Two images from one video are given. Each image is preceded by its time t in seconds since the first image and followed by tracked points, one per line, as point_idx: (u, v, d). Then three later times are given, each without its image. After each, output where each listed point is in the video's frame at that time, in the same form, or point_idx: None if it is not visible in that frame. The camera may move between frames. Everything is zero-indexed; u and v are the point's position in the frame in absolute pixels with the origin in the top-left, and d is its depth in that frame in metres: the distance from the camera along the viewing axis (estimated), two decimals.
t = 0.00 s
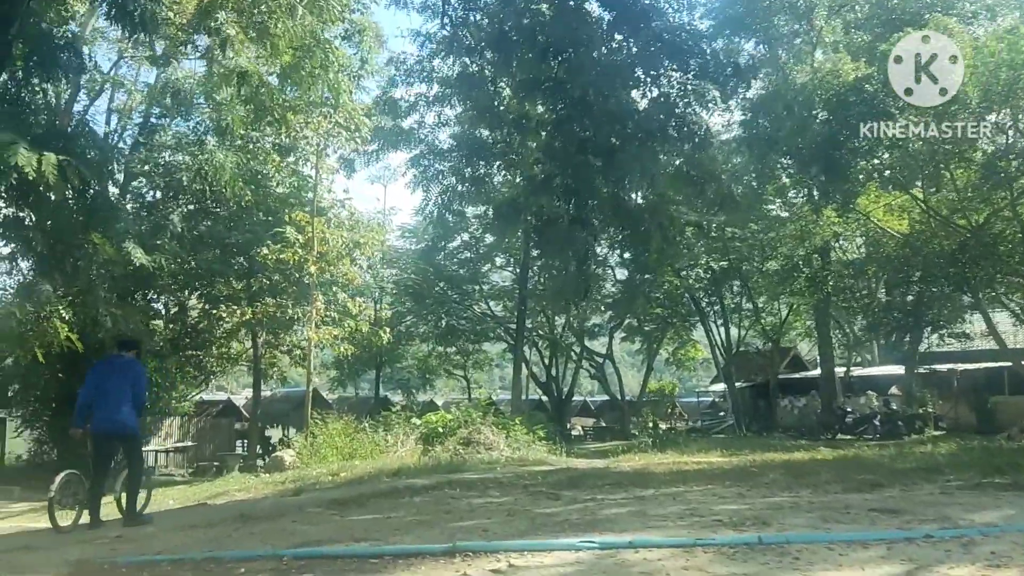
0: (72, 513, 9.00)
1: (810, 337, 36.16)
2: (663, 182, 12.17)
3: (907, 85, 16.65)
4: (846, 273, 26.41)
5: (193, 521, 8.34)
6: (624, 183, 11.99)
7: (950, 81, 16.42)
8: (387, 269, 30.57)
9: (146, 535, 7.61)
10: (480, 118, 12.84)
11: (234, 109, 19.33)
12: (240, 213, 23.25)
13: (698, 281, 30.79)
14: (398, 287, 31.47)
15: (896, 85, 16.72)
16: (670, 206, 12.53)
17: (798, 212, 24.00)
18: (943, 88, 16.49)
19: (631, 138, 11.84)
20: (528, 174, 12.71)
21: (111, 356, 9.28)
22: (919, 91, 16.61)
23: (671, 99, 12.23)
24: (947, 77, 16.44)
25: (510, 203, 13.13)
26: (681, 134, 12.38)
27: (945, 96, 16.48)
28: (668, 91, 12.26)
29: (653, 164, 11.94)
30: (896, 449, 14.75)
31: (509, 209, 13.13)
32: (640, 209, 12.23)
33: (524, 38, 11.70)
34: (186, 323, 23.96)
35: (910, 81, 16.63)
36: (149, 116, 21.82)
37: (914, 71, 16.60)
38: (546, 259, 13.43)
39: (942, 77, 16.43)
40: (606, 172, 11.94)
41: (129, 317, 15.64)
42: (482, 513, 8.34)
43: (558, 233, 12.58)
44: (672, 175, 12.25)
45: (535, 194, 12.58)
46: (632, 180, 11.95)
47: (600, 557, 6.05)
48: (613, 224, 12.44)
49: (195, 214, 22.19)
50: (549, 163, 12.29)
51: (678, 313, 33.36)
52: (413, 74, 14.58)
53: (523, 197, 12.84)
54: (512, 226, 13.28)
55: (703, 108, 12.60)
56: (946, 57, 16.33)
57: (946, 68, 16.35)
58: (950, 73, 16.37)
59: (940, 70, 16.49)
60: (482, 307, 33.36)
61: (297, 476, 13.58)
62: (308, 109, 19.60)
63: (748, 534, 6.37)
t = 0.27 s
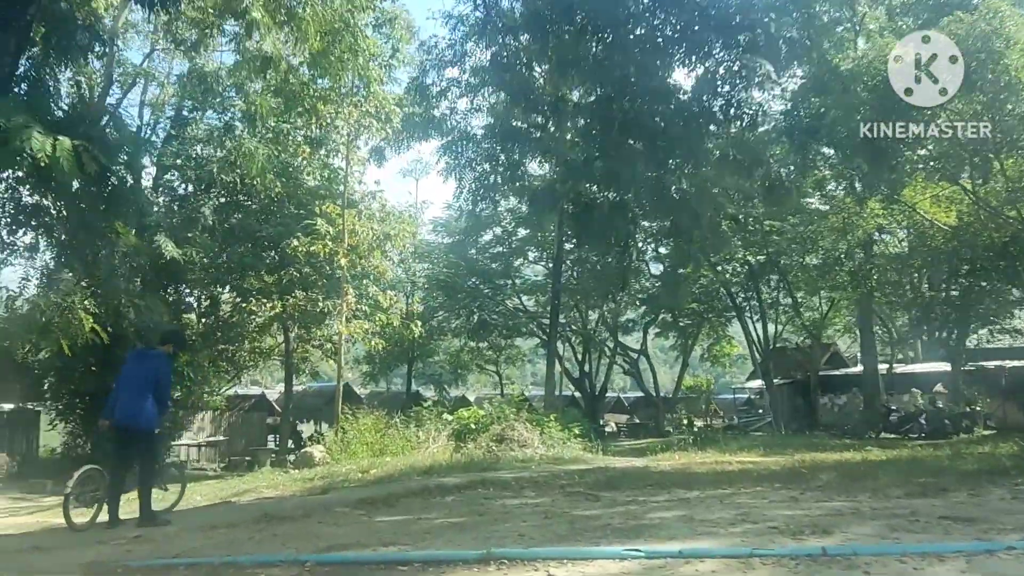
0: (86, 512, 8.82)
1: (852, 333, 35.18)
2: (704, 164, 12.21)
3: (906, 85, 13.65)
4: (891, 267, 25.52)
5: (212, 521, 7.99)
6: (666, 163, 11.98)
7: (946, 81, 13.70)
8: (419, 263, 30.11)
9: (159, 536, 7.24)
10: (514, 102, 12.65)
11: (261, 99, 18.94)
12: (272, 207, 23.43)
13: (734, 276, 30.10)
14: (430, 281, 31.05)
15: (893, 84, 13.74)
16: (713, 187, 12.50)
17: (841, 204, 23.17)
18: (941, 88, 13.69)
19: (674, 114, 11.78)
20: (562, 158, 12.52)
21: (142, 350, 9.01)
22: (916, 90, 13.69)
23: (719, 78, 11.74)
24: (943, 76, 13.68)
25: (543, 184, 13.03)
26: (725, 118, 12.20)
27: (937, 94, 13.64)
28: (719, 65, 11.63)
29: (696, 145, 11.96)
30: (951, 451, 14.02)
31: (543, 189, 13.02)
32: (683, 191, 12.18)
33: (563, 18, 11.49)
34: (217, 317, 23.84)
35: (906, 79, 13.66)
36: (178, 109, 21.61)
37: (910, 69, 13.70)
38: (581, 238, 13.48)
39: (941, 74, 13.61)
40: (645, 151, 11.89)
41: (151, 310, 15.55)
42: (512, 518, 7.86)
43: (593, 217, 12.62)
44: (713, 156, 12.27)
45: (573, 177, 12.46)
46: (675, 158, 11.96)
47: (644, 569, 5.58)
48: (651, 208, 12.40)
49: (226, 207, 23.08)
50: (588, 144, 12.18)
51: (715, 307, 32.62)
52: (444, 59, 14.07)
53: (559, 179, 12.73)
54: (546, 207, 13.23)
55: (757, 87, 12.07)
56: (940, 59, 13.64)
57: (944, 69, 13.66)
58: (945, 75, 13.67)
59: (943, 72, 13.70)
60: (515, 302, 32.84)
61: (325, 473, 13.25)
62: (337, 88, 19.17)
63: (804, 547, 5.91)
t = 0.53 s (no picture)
0: (81, 502, 9.58)
1: (888, 328, 34.31)
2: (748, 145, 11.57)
3: (908, 85, 11.91)
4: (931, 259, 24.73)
5: (229, 518, 7.63)
6: (708, 146, 11.31)
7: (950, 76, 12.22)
8: (445, 257, 29.74)
9: (172, 533, 6.89)
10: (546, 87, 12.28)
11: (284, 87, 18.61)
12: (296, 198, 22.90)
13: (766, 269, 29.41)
14: (456, 275, 30.65)
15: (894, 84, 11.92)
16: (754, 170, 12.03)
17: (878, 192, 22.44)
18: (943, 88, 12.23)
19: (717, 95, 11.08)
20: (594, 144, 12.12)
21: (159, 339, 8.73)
22: (916, 92, 12.06)
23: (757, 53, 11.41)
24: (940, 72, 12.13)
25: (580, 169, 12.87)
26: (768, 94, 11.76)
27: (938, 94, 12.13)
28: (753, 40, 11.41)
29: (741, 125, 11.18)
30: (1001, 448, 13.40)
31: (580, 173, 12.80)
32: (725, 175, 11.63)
33: None
34: (242, 311, 23.34)
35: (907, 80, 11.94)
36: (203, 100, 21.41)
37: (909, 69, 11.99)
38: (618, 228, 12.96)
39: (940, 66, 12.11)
40: (685, 136, 11.19)
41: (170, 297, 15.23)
42: (544, 518, 7.43)
43: (628, 203, 12.12)
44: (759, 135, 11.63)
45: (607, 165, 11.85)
46: (719, 140, 11.25)
47: None
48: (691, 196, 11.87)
49: (249, 200, 22.33)
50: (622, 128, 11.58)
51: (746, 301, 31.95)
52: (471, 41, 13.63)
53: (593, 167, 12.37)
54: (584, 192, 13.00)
55: (801, 59, 11.35)
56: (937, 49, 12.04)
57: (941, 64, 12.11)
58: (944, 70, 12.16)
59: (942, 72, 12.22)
60: (543, 296, 32.36)
61: (348, 469, 12.88)
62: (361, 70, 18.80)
63: (862, 554, 5.47)
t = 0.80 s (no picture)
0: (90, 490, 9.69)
1: (920, 321, 33.57)
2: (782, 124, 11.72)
3: (908, 86, 11.26)
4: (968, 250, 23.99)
5: (242, 515, 7.32)
6: (746, 124, 11.37)
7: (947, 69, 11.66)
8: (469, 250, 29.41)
9: (183, 532, 6.57)
10: (571, 66, 11.88)
11: (304, 75, 18.24)
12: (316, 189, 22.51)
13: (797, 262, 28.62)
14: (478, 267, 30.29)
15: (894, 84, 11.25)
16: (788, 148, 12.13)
17: (914, 180, 21.74)
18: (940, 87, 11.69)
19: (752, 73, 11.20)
20: (626, 124, 11.70)
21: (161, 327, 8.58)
22: (918, 93, 11.43)
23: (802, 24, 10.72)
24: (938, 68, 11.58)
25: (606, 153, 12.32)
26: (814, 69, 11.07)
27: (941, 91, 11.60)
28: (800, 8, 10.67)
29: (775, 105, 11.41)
30: None
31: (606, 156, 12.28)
32: (763, 154, 11.67)
33: None
34: (264, 304, 22.95)
35: (909, 81, 11.29)
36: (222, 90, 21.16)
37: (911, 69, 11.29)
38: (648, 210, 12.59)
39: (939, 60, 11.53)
40: (719, 115, 11.30)
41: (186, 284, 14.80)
42: (572, 515, 7.05)
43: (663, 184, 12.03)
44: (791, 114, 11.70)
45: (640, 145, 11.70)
46: (756, 118, 11.35)
47: None
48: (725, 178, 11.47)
49: (271, 191, 21.98)
50: (655, 108, 11.51)
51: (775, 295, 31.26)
52: (494, 23, 13.10)
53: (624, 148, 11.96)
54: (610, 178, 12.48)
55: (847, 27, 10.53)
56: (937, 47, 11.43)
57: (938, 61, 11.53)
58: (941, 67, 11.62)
59: (940, 71, 11.67)
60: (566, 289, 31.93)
61: (369, 463, 12.56)
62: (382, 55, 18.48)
63: (921, 559, 5.10)
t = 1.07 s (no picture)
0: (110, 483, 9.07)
1: (951, 315, 32.81)
2: (823, 109, 10.80)
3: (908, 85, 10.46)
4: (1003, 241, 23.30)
5: (252, 514, 6.99)
6: (783, 103, 10.54)
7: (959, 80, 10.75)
8: (490, 243, 29.05)
9: (189, 530, 6.25)
10: (596, 45, 11.24)
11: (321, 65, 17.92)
12: (335, 181, 22.22)
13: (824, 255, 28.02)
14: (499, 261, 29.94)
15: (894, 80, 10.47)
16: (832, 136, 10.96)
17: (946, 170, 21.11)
18: (943, 89, 10.68)
19: (788, 49, 10.47)
20: (649, 107, 11.26)
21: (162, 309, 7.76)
22: (918, 94, 10.56)
23: None
24: (948, 72, 10.62)
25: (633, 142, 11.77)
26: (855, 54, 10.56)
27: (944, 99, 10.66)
28: None
29: (813, 84, 10.60)
30: None
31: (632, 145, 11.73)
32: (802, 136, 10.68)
33: None
34: (284, 297, 22.89)
35: (909, 80, 10.43)
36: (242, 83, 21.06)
37: (912, 68, 10.43)
38: (679, 202, 11.99)
39: (950, 66, 10.61)
40: (753, 93, 10.52)
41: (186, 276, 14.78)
42: (599, 515, 6.67)
43: (693, 173, 11.25)
44: (829, 102, 10.89)
45: (667, 128, 11.14)
46: (793, 97, 10.54)
47: None
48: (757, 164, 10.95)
49: (290, 184, 21.86)
50: (684, 87, 10.88)
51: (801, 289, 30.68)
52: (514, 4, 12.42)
53: (651, 133, 11.41)
54: (637, 169, 11.94)
55: None
56: (949, 52, 10.56)
57: (950, 67, 10.63)
58: (952, 73, 10.65)
59: (943, 70, 10.61)
60: (588, 283, 31.54)
61: (388, 459, 12.23)
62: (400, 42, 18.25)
63: (983, 566, 4.70)
